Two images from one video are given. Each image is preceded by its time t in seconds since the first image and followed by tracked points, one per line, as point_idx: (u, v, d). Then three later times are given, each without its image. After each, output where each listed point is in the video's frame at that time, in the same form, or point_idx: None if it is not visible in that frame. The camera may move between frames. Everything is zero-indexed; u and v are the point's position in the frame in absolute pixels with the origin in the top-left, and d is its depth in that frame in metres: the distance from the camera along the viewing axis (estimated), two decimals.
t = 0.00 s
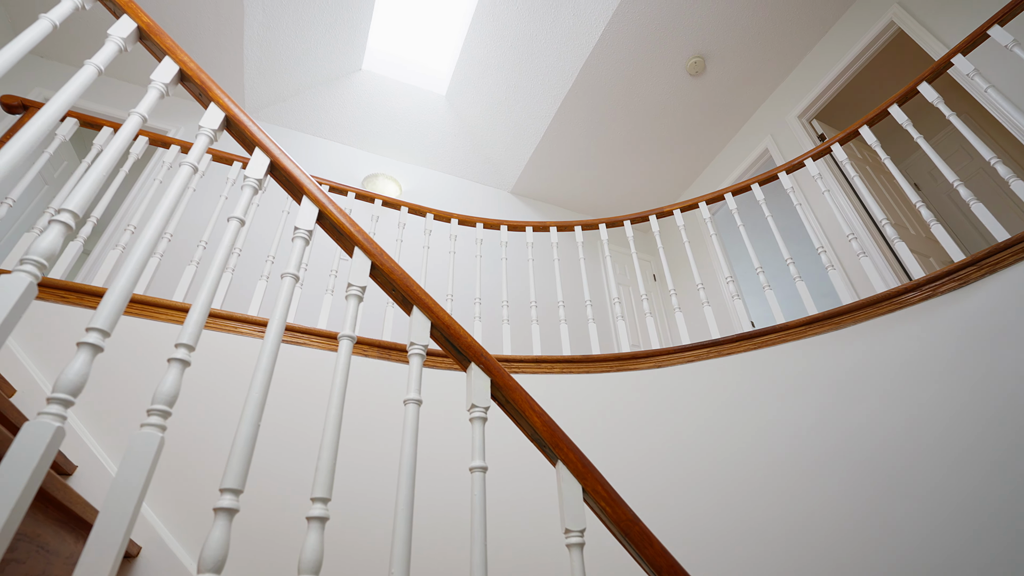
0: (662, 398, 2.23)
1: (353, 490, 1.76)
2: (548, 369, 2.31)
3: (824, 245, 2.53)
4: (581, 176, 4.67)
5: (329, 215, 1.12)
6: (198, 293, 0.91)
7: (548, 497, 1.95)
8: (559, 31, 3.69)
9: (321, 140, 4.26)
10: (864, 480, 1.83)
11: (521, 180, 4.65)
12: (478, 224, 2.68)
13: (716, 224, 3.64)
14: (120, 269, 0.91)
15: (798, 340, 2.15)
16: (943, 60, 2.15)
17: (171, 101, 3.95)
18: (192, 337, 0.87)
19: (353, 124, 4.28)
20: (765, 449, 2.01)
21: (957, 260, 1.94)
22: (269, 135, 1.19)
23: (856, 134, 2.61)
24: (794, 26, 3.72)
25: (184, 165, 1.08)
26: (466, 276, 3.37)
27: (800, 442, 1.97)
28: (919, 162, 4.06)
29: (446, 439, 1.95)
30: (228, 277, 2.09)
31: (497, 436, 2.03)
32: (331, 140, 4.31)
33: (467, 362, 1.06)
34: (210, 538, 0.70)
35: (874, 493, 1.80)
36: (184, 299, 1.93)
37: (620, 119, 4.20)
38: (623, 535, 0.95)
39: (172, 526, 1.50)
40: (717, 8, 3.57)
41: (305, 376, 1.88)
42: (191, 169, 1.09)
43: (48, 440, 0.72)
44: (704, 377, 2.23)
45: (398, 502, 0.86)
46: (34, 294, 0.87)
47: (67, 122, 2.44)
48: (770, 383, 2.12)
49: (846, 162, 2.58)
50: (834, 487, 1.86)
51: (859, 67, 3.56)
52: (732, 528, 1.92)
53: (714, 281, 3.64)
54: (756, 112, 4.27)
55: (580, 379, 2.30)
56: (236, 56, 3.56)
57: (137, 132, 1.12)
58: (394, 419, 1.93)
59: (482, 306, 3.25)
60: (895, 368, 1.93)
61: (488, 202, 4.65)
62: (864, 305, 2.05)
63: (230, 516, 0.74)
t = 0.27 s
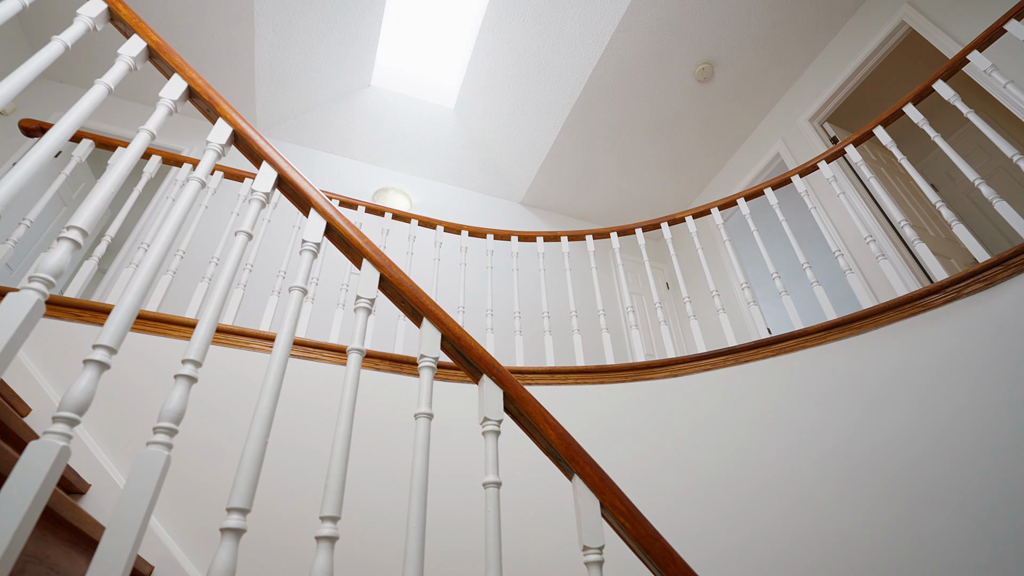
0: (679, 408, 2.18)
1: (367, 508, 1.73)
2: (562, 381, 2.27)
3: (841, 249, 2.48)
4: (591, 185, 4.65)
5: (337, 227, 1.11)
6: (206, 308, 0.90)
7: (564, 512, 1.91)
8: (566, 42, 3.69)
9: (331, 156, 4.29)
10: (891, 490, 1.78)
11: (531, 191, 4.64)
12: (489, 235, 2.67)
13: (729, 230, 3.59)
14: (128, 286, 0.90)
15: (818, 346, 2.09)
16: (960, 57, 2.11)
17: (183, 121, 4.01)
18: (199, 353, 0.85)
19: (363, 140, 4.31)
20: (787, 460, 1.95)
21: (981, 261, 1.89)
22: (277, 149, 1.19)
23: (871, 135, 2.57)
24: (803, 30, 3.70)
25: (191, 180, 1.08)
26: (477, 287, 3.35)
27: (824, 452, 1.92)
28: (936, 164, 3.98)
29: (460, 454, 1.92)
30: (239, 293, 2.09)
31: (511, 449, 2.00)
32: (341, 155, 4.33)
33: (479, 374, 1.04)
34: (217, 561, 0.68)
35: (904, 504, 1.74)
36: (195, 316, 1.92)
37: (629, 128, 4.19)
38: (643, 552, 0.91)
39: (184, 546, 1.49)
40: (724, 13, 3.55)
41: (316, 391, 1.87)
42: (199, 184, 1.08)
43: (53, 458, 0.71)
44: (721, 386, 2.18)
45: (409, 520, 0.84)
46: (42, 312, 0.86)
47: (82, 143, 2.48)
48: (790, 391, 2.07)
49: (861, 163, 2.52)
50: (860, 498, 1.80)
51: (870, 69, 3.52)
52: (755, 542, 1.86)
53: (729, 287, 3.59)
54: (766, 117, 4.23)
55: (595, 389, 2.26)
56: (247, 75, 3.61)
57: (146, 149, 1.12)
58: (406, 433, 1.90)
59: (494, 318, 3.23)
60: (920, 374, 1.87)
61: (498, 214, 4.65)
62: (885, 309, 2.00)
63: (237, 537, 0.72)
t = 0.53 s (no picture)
0: (697, 419, 2.13)
1: (380, 526, 1.70)
2: (577, 394, 2.24)
3: (858, 253, 2.42)
4: (601, 196, 4.63)
5: (344, 241, 1.09)
6: (212, 325, 0.89)
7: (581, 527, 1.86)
8: (573, 53, 3.71)
9: (341, 173, 4.33)
10: (921, 501, 1.71)
11: (541, 202, 4.63)
12: (499, 247, 2.65)
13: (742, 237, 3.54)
14: (134, 304, 0.89)
15: (838, 353, 2.04)
16: (974, 54, 2.07)
17: (196, 142, 4.07)
18: (205, 371, 0.84)
19: (373, 156, 4.34)
20: (811, 471, 1.89)
21: (1006, 262, 1.83)
22: (284, 164, 1.19)
23: (885, 136, 2.52)
24: (810, 34, 3.68)
25: (198, 197, 1.08)
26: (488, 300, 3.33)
27: (849, 463, 1.85)
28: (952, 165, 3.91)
29: (473, 469, 1.89)
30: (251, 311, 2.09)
31: (526, 464, 1.96)
32: (350, 172, 4.36)
33: (490, 388, 1.01)
34: None
35: (934, 515, 1.67)
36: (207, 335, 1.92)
37: (638, 137, 4.17)
38: (666, 571, 0.87)
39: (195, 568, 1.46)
40: (730, 20, 3.55)
41: (328, 409, 1.84)
42: (206, 201, 1.08)
43: (57, 479, 0.70)
44: (739, 396, 2.13)
45: (420, 541, 0.81)
46: (48, 331, 0.85)
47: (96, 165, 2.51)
48: (812, 399, 2.02)
49: (875, 165, 2.47)
50: (890, 511, 1.73)
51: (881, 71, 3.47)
52: (780, 557, 1.79)
53: (744, 295, 3.53)
54: (776, 122, 4.20)
55: (610, 402, 2.22)
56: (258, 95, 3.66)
57: (154, 168, 1.12)
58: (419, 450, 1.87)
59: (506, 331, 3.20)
60: (946, 380, 1.82)
61: (508, 226, 4.64)
62: (907, 313, 1.95)
63: (243, 562, 0.69)
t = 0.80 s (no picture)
0: (715, 430, 2.08)
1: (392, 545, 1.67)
2: (590, 406, 2.19)
3: (876, 256, 2.37)
4: (610, 206, 4.61)
5: (352, 255, 1.08)
6: (217, 342, 0.88)
7: (598, 543, 1.81)
8: (578, 64, 3.71)
9: (351, 189, 4.35)
10: (952, 513, 1.65)
11: (550, 214, 4.62)
12: (509, 259, 2.63)
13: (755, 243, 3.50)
14: (140, 323, 0.88)
15: (858, 360, 1.99)
16: (988, 51, 2.03)
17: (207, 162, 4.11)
18: (211, 389, 0.82)
19: (381, 172, 4.36)
20: (835, 483, 1.83)
21: None
22: (290, 179, 1.18)
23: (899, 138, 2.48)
24: (817, 38, 3.66)
25: (205, 214, 1.07)
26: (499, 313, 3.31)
27: (875, 474, 1.79)
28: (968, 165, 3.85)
29: (486, 486, 1.86)
30: (262, 327, 2.08)
31: (541, 479, 1.92)
32: (360, 188, 4.38)
33: (502, 401, 0.99)
34: None
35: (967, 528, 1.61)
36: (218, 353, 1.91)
37: (646, 146, 4.16)
38: None
39: None
40: (736, 27, 3.54)
41: (339, 426, 1.83)
42: (213, 218, 1.07)
43: (60, 502, 0.68)
44: (758, 406, 2.07)
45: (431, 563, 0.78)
46: (54, 351, 0.84)
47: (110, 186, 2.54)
48: (834, 408, 1.96)
49: (890, 167, 2.43)
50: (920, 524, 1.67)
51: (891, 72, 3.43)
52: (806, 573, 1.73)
53: (759, 302, 3.47)
54: (785, 127, 4.16)
55: (625, 414, 2.17)
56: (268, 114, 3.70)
57: (160, 186, 1.12)
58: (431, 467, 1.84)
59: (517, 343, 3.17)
60: (973, 386, 1.76)
61: (518, 238, 4.63)
62: (929, 317, 1.90)
63: None
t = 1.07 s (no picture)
0: (733, 440, 2.03)
1: (405, 563, 1.63)
2: (605, 417, 2.15)
3: (893, 258, 2.32)
4: (620, 214, 4.59)
5: (359, 267, 1.07)
6: (224, 359, 0.86)
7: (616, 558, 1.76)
8: (584, 74, 3.72)
9: (360, 205, 4.37)
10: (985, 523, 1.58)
11: (559, 224, 4.61)
12: (519, 270, 2.61)
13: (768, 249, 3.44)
14: (146, 340, 0.87)
15: (880, 365, 1.93)
16: (1003, 46, 1.99)
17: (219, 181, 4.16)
18: (217, 407, 0.81)
19: (391, 186, 4.38)
20: (861, 493, 1.77)
21: None
22: (297, 194, 1.18)
23: (913, 137, 2.43)
24: (825, 41, 3.63)
25: (212, 230, 1.07)
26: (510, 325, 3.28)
27: (901, 482, 1.73)
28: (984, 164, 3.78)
29: (500, 500, 1.82)
30: (273, 343, 2.08)
31: (555, 492, 1.88)
32: (369, 203, 4.40)
33: (514, 414, 0.96)
34: None
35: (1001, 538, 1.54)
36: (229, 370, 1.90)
37: (655, 153, 4.14)
38: None
39: None
40: (742, 32, 3.53)
41: (350, 442, 1.80)
42: (220, 233, 1.07)
43: (62, 525, 0.67)
44: (777, 414, 2.02)
45: None
46: (60, 370, 0.83)
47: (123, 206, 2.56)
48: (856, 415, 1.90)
49: (904, 167, 2.38)
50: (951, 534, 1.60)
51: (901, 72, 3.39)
52: None
53: (775, 308, 3.41)
54: (795, 131, 4.13)
55: (641, 424, 2.12)
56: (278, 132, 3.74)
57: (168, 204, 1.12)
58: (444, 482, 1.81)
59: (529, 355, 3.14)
60: (1000, 388, 1.71)
61: (529, 249, 4.62)
62: (953, 319, 1.84)
63: None
